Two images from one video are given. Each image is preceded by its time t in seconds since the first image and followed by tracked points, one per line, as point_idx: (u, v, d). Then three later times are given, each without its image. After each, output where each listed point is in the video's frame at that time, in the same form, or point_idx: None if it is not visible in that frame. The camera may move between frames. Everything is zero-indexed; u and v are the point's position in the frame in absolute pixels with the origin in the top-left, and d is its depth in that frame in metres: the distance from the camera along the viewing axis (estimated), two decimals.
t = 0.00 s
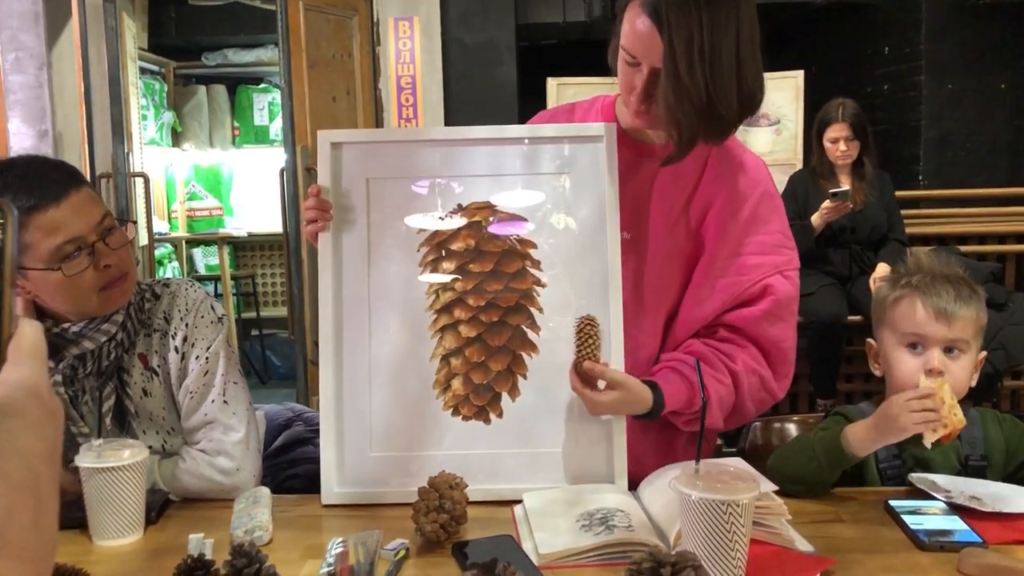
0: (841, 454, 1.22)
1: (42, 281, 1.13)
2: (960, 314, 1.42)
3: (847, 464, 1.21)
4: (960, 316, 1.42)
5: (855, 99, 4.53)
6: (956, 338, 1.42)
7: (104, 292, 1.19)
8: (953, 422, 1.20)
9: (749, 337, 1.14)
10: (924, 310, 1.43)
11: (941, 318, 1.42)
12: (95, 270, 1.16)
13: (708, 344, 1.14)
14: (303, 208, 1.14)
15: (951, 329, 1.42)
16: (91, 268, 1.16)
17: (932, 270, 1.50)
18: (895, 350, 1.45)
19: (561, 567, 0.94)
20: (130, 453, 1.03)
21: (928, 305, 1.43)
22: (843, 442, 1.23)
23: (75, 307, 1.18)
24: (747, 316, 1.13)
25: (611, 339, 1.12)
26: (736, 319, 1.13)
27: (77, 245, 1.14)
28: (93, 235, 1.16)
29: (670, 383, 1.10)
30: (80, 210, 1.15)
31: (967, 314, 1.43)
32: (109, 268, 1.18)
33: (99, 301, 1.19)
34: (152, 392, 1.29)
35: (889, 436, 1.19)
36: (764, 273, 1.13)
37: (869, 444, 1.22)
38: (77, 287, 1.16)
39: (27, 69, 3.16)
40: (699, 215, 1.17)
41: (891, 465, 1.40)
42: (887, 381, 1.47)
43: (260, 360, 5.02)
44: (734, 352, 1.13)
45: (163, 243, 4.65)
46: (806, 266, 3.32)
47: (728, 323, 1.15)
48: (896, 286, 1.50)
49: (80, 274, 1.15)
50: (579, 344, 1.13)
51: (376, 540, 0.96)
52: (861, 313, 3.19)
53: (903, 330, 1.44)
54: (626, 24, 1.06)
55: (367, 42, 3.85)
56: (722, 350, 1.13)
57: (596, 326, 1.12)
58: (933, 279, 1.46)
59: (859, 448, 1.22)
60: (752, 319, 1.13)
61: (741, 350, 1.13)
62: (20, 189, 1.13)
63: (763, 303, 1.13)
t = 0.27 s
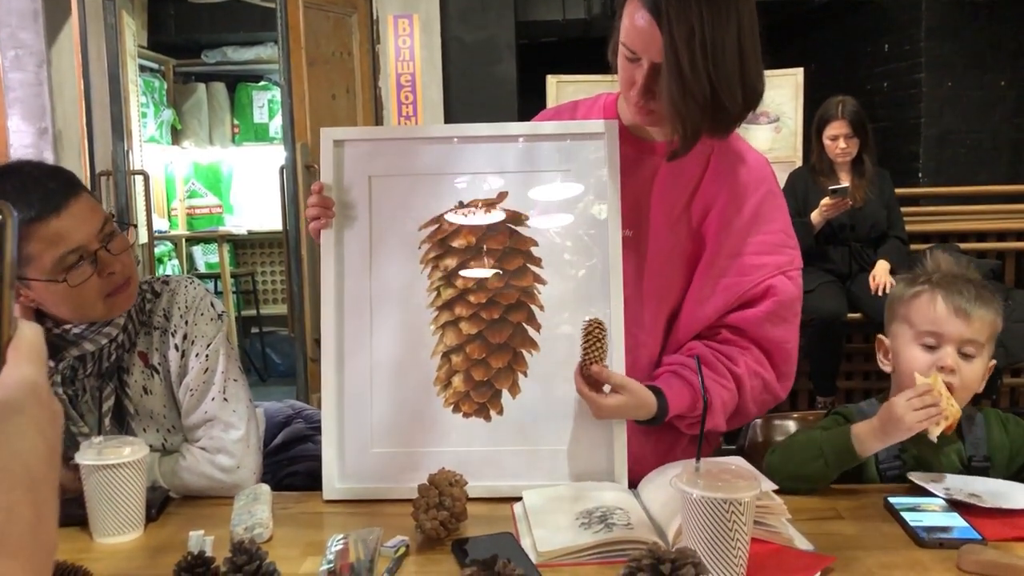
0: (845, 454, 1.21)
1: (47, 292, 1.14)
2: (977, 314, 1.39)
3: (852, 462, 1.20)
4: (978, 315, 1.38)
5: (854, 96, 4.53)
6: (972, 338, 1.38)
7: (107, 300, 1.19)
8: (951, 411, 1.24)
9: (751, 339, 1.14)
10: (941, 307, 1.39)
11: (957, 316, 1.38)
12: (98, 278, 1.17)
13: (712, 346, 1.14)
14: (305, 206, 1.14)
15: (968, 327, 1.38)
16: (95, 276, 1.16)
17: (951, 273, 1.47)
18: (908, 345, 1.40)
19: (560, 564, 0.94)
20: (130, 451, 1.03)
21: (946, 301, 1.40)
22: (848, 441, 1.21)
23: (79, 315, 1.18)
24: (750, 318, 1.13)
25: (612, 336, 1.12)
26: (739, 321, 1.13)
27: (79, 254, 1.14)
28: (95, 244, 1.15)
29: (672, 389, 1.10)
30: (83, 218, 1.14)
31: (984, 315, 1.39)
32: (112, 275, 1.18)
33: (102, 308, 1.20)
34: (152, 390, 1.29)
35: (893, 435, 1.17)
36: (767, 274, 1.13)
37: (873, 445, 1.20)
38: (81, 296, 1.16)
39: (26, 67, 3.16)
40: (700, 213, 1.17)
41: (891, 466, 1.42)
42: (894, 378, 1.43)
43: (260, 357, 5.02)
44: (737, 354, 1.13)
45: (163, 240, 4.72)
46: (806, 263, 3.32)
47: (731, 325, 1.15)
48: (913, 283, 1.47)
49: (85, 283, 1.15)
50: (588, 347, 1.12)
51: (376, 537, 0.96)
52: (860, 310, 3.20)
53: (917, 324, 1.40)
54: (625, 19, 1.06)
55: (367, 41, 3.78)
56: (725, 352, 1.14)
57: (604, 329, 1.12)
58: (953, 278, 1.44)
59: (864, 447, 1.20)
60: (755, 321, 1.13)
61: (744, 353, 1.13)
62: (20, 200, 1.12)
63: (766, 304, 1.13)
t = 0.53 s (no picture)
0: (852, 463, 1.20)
1: (45, 292, 1.13)
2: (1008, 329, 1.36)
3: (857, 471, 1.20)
4: (1012, 331, 1.36)
5: (853, 98, 4.54)
6: (998, 353, 1.36)
7: (105, 300, 1.19)
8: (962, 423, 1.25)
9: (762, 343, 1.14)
10: (972, 316, 1.37)
11: (987, 327, 1.36)
12: (96, 278, 1.16)
13: (723, 351, 1.14)
14: (303, 207, 1.14)
15: (997, 340, 1.36)
16: (92, 276, 1.15)
17: (988, 283, 1.45)
18: (932, 349, 1.39)
19: (559, 567, 0.94)
20: (129, 453, 1.02)
21: (980, 311, 1.37)
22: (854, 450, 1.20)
23: (76, 314, 1.17)
24: (761, 322, 1.13)
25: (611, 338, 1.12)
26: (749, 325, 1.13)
27: (76, 254, 1.13)
28: (92, 244, 1.15)
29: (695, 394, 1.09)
30: (78, 218, 1.13)
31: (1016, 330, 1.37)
32: (111, 275, 1.18)
33: (100, 308, 1.19)
34: (151, 392, 1.29)
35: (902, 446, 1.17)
36: (775, 277, 1.13)
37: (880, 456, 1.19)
38: (81, 297, 1.15)
39: (24, 68, 3.09)
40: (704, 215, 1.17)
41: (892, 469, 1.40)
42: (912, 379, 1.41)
43: (258, 359, 5.01)
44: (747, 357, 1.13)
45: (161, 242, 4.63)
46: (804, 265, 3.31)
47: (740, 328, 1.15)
48: (947, 288, 1.45)
49: (83, 282, 1.15)
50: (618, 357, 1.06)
51: (374, 539, 0.96)
52: (859, 312, 3.20)
53: (948, 329, 1.38)
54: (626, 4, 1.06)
55: (366, 41, 3.81)
56: (735, 356, 1.13)
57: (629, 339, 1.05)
58: (989, 289, 1.42)
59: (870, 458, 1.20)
60: (765, 324, 1.13)
61: (755, 356, 1.14)
62: (17, 201, 1.12)
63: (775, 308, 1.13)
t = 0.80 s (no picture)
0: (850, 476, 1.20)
1: (42, 302, 1.13)
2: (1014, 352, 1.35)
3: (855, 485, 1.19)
4: (1016, 354, 1.35)
5: (848, 111, 4.56)
6: (999, 375, 1.35)
7: (100, 309, 1.19)
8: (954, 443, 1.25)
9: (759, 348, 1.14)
10: (978, 335, 1.37)
11: (990, 347, 1.36)
12: (91, 287, 1.16)
13: (720, 356, 1.14)
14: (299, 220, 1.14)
15: (1001, 361, 1.35)
16: (88, 284, 1.15)
17: (1003, 302, 1.44)
18: (933, 365, 1.39)
19: None
20: (124, 466, 1.02)
21: (986, 331, 1.37)
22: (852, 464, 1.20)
23: (72, 324, 1.17)
24: (757, 326, 1.12)
25: (607, 351, 1.12)
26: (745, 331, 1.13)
27: (69, 263, 1.13)
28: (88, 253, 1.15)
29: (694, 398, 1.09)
30: (73, 228, 1.13)
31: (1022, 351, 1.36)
32: (106, 283, 1.18)
33: (96, 317, 1.19)
34: (147, 405, 1.29)
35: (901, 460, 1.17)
36: (769, 282, 1.12)
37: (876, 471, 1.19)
38: (76, 306, 1.15)
39: (22, 81, 3.09)
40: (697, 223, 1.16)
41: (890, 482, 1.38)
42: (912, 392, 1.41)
43: (254, 371, 4.99)
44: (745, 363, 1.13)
45: (157, 253, 4.68)
46: (800, 277, 3.32)
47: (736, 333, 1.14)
48: (961, 303, 1.44)
49: (80, 290, 1.15)
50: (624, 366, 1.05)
51: (370, 553, 0.96)
52: (855, 324, 3.20)
53: (952, 346, 1.38)
54: None
55: (364, 55, 3.89)
56: (732, 362, 1.13)
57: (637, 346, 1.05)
58: (1000, 309, 1.41)
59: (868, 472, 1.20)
60: (761, 329, 1.12)
61: (752, 361, 1.13)
62: (12, 211, 1.12)
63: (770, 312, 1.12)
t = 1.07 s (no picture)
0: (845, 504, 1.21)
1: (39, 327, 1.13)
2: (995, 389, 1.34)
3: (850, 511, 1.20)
4: (998, 391, 1.34)
5: (842, 133, 4.59)
6: (982, 412, 1.35)
7: (97, 335, 1.19)
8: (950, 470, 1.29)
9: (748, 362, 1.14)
10: (960, 371, 1.36)
11: (973, 385, 1.35)
12: (87, 314, 1.16)
13: (711, 373, 1.14)
14: (294, 247, 1.15)
15: (981, 400, 1.35)
16: (85, 311, 1.16)
17: (994, 330, 1.43)
18: (919, 401, 1.39)
19: None
20: (120, 494, 1.02)
21: (969, 366, 1.36)
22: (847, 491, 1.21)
23: (69, 350, 1.17)
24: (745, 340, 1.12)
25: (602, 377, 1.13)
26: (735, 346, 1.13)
27: (67, 289, 1.13)
28: (85, 280, 1.15)
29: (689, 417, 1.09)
30: (71, 255, 1.14)
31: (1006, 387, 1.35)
32: (103, 309, 1.19)
33: (94, 343, 1.20)
34: (143, 431, 1.29)
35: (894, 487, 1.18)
36: (755, 296, 1.12)
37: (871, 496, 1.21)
38: (73, 332, 1.15)
39: (21, 105, 3.14)
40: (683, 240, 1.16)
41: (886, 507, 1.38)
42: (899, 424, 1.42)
43: (250, 392, 4.98)
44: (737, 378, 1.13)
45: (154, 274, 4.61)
46: (795, 299, 3.33)
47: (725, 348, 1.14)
48: (949, 333, 1.43)
49: (77, 317, 1.15)
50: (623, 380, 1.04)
51: None
52: (850, 346, 3.21)
53: (935, 382, 1.38)
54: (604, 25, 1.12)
55: (360, 77, 3.94)
56: (724, 378, 1.13)
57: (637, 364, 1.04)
58: (987, 340, 1.40)
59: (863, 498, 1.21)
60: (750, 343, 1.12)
61: (744, 376, 1.13)
62: (10, 238, 1.12)
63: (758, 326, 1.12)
